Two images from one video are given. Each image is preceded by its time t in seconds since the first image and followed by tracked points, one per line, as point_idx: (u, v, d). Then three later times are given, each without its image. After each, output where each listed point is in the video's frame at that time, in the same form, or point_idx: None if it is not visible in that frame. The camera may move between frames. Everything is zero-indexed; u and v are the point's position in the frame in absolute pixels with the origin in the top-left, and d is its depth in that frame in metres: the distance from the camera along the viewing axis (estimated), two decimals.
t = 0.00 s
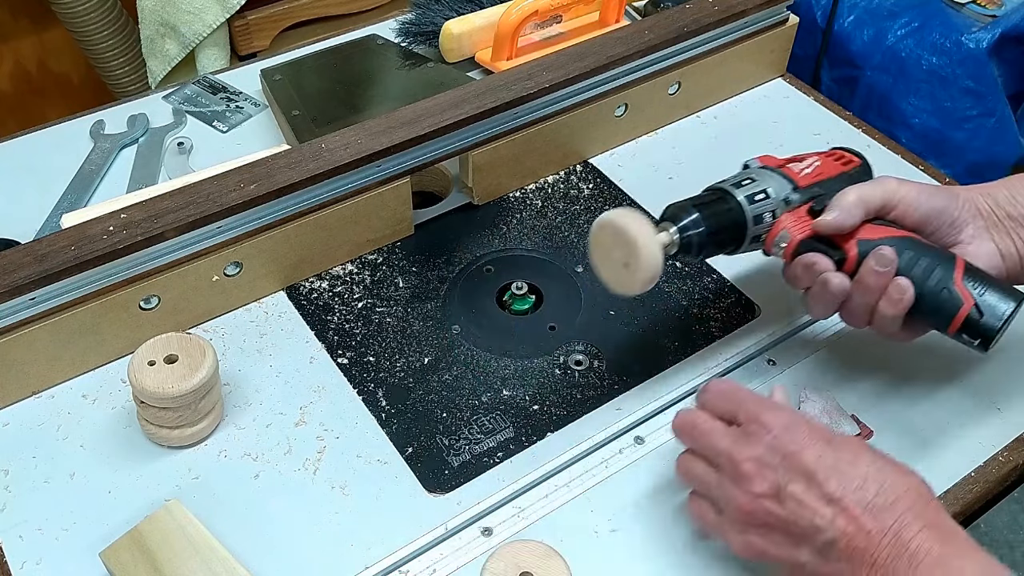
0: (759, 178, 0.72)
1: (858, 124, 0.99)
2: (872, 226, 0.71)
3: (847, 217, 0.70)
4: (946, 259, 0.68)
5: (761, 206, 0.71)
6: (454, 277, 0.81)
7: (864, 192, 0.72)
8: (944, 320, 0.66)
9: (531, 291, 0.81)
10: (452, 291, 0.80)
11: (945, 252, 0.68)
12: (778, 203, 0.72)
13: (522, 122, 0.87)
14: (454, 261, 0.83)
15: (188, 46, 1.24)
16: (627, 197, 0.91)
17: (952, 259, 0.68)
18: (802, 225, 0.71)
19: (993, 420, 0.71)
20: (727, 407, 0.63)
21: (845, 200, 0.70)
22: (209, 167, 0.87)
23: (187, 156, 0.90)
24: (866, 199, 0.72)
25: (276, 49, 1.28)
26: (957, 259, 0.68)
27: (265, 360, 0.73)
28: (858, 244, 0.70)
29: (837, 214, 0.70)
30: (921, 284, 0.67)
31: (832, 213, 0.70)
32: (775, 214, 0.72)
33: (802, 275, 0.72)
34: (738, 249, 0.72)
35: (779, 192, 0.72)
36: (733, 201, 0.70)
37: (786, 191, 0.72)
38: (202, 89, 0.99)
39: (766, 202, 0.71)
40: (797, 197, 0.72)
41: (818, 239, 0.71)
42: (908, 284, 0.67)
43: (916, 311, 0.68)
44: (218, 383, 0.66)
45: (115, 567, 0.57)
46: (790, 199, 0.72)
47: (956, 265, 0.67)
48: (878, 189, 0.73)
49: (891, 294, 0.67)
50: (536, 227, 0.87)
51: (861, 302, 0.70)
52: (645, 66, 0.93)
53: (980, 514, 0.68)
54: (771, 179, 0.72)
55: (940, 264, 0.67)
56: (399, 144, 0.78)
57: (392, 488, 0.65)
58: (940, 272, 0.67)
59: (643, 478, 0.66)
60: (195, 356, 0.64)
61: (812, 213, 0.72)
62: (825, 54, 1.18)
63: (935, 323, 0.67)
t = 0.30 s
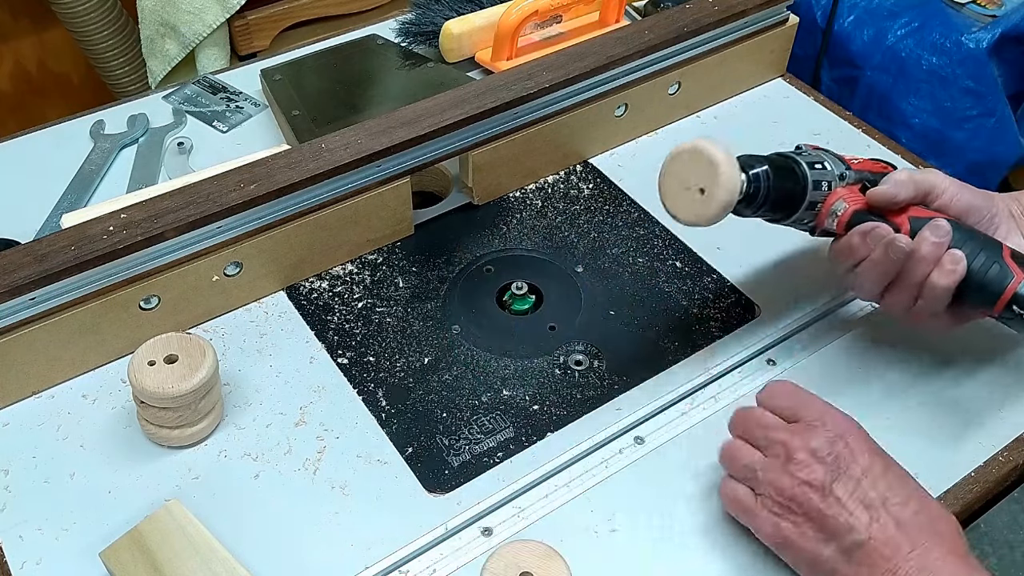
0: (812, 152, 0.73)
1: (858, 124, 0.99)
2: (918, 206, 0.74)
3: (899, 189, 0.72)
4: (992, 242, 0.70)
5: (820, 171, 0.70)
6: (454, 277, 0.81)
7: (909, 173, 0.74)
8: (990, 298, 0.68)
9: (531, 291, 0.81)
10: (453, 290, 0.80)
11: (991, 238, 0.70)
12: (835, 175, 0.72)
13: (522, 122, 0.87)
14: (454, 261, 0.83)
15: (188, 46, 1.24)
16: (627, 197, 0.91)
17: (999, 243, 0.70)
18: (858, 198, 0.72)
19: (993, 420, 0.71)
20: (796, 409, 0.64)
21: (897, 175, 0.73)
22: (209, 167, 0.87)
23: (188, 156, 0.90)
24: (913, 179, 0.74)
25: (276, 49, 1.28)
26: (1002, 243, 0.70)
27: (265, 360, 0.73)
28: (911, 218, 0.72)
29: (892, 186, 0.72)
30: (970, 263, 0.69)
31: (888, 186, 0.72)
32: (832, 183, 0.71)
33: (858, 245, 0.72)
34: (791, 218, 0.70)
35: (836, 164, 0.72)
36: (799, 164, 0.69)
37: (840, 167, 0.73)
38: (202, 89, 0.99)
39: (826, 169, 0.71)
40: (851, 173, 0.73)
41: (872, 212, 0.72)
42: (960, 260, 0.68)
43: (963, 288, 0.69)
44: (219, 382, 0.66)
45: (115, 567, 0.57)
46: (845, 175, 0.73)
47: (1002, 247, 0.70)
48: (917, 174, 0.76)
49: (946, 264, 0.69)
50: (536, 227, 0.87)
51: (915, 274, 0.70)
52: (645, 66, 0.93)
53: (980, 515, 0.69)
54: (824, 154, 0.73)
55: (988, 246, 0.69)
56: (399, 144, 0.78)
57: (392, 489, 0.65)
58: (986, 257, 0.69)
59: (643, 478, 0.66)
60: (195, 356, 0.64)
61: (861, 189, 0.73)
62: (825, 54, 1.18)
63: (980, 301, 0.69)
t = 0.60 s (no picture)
0: (756, 171, 0.73)
1: (858, 124, 0.99)
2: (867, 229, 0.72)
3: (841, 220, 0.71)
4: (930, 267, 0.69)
5: (749, 184, 0.73)
6: (454, 277, 0.81)
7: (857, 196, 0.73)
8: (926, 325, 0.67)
9: (531, 291, 0.81)
10: (453, 290, 0.80)
11: (927, 268, 0.69)
12: (773, 198, 0.73)
13: (522, 122, 0.87)
14: (454, 261, 0.83)
15: (188, 46, 1.24)
16: (627, 197, 0.91)
17: (937, 271, 0.69)
18: (796, 223, 0.72)
19: (993, 420, 0.71)
20: (629, 445, 0.61)
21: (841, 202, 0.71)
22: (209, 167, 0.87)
23: (188, 156, 0.90)
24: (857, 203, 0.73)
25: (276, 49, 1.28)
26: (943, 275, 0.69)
27: (265, 360, 0.73)
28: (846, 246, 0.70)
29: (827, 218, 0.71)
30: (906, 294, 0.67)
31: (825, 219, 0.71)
32: (766, 207, 0.73)
33: (786, 272, 0.73)
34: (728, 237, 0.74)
35: (776, 182, 0.73)
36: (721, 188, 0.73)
37: (782, 187, 0.73)
38: (202, 89, 0.99)
39: (756, 181, 0.73)
40: (795, 190, 0.73)
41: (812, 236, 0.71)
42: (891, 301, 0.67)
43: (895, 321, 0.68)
44: (218, 382, 0.66)
45: (115, 567, 0.57)
46: (787, 193, 0.73)
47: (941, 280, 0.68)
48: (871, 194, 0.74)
49: (869, 303, 0.68)
50: (535, 227, 0.87)
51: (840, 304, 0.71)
52: (645, 66, 0.93)
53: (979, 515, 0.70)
54: (771, 175, 0.73)
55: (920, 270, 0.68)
56: (399, 144, 0.78)
57: (392, 489, 0.64)
58: (926, 286, 0.67)
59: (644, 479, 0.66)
60: (195, 356, 0.64)
61: (808, 211, 0.73)
62: (825, 54, 1.18)
63: (914, 334, 0.68)
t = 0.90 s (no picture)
0: (681, 256, 0.65)
1: (858, 124, 0.99)
2: (803, 306, 0.67)
3: (768, 316, 0.65)
4: (860, 313, 0.68)
5: (669, 273, 0.65)
6: (454, 277, 0.81)
7: (794, 283, 0.64)
8: (851, 387, 0.68)
9: (531, 291, 0.81)
10: (452, 290, 0.80)
11: (860, 323, 0.67)
12: (701, 280, 0.66)
13: (522, 122, 0.87)
14: (454, 261, 0.83)
15: (188, 46, 1.25)
16: (627, 197, 0.90)
17: (870, 342, 0.67)
18: (723, 300, 0.68)
19: (993, 420, 0.71)
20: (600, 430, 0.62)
21: (766, 298, 0.64)
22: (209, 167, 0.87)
23: (187, 156, 0.90)
24: (798, 292, 0.64)
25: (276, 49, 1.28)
26: (877, 331, 0.67)
27: (266, 360, 0.73)
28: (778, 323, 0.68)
29: (750, 313, 0.66)
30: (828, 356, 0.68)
31: (747, 310, 0.66)
32: (694, 287, 0.67)
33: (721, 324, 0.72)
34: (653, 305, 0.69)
35: (700, 268, 0.65)
36: (637, 270, 0.66)
37: (710, 268, 0.65)
38: (202, 89, 0.99)
39: (675, 269, 0.65)
40: (722, 270, 0.65)
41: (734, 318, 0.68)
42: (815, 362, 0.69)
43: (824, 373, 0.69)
44: (218, 383, 0.66)
45: (115, 567, 0.57)
46: (713, 274, 0.65)
47: (874, 339, 0.67)
48: (813, 276, 0.65)
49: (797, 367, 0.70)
50: (535, 227, 0.87)
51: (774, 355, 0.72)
52: (645, 66, 0.93)
53: (980, 515, 0.68)
54: (698, 254, 0.64)
55: (846, 334, 0.67)
56: (399, 144, 0.78)
57: (392, 490, 0.64)
58: (852, 355, 0.67)
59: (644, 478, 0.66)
60: (195, 356, 0.64)
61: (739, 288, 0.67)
62: (825, 54, 1.18)
63: (840, 389, 0.68)
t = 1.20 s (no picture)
0: (677, 259, 0.65)
1: (858, 124, 0.99)
2: (797, 309, 0.68)
3: (761, 320, 0.65)
4: (854, 319, 0.69)
5: (665, 276, 0.65)
6: (454, 277, 0.81)
7: (786, 286, 0.64)
8: (845, 393, 0.67)
9: (531, 291, 0.81)
10: (452, 291, 0.80)
11: (854, 329, 0.67)
12: (696, 283, 0.66)
13: (522, 122, 0.87)
14: (454, 261, 0.83)
15: (188, 46, 1.24)
16: (627, 197, 0.90)
17: (864, 346, 0.67)
18: (718, 303, 0.68)
19: (993, 420, 0.71)
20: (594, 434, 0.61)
21: (759, 302, 0.65)
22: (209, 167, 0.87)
23: (187, 156, 0.90)
24: (789, 296, 0.65)
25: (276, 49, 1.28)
26: (870, 337, 0.67)
27: (266, 360, 0.73)
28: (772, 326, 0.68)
29: (744, 316, 0.66)
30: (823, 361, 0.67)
31: (741, 313, 0.66)
32: (689, 291, 0.67)
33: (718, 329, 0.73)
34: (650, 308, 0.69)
35: (695, 271, 0.65)
36: (634, 273, 0.66)
37: (705, 272, 0.65)
38: (202, 89, 0.99)
39: (671, 272, 0.65)
40: (717, 274, 0.65)
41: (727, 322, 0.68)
42: (809, 368, 0.69)
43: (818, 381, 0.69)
44: (218, 382, 0.66)
45: (115, 567, 0.57)
46: (708, 277, 0.66)
47: (868, 344, 0.67)
48: (804, 280, 0.65)
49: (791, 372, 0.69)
50: (536, 227, 0.87)
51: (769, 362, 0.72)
52: (645, 66, 0.93)
53: (980, 515, 0.68)
54: (693, 258, 0.64)
55: (840, 339, 0.67)
56: (399, 144, 0.78)
57: (392, 490, 0.64)
58: (847, 359, 0.67)
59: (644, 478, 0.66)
60: (195, 356, 0.64)
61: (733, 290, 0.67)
62: (825, 54, 1.18)
63: (834, 396, 0.68)
